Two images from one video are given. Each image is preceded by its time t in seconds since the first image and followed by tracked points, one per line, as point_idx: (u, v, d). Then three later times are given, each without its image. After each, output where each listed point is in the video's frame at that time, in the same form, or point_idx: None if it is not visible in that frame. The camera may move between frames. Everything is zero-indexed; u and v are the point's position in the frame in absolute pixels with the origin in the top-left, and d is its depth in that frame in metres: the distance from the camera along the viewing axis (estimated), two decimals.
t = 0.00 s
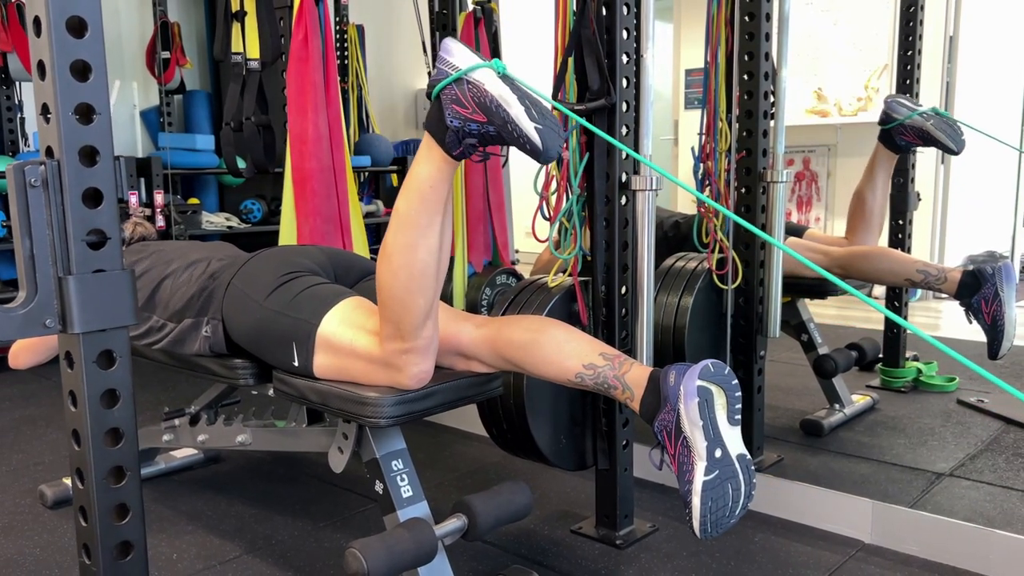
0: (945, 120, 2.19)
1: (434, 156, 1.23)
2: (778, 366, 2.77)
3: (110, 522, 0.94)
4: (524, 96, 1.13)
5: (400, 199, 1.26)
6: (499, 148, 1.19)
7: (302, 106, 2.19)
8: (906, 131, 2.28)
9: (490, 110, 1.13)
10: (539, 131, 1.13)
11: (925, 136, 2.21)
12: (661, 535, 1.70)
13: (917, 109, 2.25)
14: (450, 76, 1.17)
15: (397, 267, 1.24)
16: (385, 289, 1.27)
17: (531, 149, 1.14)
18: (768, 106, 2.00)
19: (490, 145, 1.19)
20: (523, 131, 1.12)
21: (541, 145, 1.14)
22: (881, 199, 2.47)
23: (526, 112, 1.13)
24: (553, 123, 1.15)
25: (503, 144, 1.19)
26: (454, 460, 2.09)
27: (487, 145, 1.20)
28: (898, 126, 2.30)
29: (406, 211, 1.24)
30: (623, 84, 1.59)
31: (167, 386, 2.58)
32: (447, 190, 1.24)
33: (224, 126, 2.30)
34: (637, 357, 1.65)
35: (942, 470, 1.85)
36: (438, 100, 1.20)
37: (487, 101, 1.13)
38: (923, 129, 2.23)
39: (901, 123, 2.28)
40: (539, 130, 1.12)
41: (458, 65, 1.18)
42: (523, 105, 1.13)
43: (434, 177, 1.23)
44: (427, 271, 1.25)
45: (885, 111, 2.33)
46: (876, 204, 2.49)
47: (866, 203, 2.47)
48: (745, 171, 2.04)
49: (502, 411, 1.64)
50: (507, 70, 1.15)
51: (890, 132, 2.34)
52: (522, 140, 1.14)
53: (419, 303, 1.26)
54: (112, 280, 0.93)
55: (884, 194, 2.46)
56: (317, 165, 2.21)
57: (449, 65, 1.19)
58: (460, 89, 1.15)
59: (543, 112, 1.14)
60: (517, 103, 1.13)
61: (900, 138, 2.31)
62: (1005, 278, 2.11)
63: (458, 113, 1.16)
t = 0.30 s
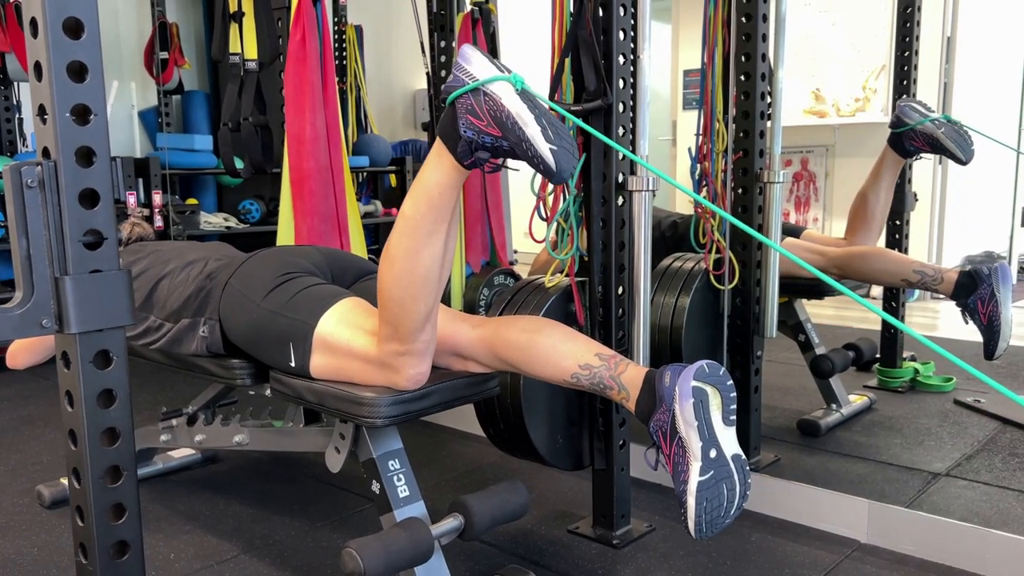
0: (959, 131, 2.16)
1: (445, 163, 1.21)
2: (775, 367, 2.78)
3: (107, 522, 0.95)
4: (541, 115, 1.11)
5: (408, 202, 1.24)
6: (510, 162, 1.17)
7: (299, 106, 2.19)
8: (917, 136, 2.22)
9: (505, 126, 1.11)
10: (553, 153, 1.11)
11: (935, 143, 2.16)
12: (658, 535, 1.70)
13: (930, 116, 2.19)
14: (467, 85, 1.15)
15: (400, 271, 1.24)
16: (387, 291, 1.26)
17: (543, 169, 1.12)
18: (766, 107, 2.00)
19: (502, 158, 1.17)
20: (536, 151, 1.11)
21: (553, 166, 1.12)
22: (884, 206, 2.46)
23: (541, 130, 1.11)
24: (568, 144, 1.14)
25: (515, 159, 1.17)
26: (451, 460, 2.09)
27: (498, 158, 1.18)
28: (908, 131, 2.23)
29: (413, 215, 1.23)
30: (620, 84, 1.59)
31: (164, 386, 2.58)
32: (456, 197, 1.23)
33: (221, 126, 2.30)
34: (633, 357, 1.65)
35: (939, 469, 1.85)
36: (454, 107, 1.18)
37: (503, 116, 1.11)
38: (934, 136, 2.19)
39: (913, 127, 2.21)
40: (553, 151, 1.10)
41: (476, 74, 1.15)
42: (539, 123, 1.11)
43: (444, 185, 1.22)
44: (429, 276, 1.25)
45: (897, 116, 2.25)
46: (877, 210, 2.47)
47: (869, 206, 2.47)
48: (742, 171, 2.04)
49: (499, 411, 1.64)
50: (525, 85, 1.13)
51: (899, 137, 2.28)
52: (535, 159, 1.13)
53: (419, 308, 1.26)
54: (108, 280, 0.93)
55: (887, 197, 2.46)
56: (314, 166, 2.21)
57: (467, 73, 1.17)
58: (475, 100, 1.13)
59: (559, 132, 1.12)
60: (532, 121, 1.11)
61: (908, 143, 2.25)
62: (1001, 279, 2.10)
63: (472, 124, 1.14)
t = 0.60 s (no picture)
0: (966, 140, 2.18)
1: (456, 171, 1.22)
2: (772, 367, 2.79)
3: (106, 520, 0.96)
4: (558, 139, 1.12)
5: (417, 207, 1.25)
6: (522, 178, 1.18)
7: (297, 107, 2.20)
8: (925, 144, 2.25)
9: (522, 145, 1.12)
10: (569, 177, 1.12)
11: (942, 152, 2.20)
12: (654, 534, 1.71)
13: (941, 124, 2.22)
14: (485, 98, 1.15)
15: (405, 274, 1.25)
16: (391, 293, 1.27)
17: (556, 192, 1.13)
18: (762, 108, 2.01)
19: (514, 173, 1.18)
20: (551, 174, 1.12)
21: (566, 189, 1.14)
22: (885, 209, 2.49)
23: (558, 153, 1.13)
24: (583, 169, 1.15)
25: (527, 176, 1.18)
26: (449, 459, 2.10)
27: (510, 172, 1.19)
28: (917, 137, 2.25)
29: (420, 221, 1.24)
30: (616, 85, 1.60)
31: (162, 386, 2.59)
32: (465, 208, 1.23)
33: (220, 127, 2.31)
34: (630, 356, 1.65)
35: (934, 468, 1.87)
36: (470, 118, 1.18)
37: (520, 135, 1.12)
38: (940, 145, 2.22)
39: (923, 135, 2.23)
40: (569, 177, 1.12)
41: (495, 88, 1.16)
42: (556, 147, 1.12)
43: (453, 194, 1.22)
44: (433, 282, 1.25)
45: (907, 120, 2.27)
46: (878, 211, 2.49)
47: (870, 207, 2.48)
48: (738, 172, 2.05)
49: (496, 410, 1.65)
50: (545, 106, 1.13)
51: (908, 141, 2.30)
52: (549, 181, 1.14)
53: (421, 312, 1.27)
54: (108, 280, 0.94)
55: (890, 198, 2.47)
56: (313, 166, 2.22)
57: (486, 86, 1.17)
58: (494, 115, 1.13)
59: (575, 157, 1.14)
60: (550, 144, 1.12)
61: (915, 148, 2.28)
62: (996, 278, 2.12)
63: (488, 138, 1.14)
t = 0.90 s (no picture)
0: (975, 152, 2.18)
1: (470, 183, 1.21)
2: (770, 366, 2.80)
3: (108, 516, 0.97)
4: (577, 166, 1.11)
5: (428, 214, 1.24)
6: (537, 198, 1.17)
7: (298, 107, 2.21)
8: (933, 152, 2.25)
9: (538, 168, 1.11)
10: (583, 207, 1.11)
11: (952, 162, 2.18)
12: (652, 532, 1.72)
13: (952, 134, 2.21)
14: (506, 115, 1.14)
15: (410, 280, 1.24)
16: (395, 297, 1.27)
17: (569, 219, 1.12)
18: (759, 109, 2.03)
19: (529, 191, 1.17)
20: (565, 202, 1.11)
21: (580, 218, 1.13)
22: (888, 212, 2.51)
23: (575, 181, 1.11)
24: (599, 198, 1.14)
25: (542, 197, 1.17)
26: (449, 458, 2.11)
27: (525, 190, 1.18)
28: (928, 145, 2.25)
29: (430, 228, 1.23)
30: (614, 87, 1.62)
31: (162, 386, 2.60)
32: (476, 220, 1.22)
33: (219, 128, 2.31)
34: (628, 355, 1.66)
35: (931, 467, 1.88)
36: (489, 132, 1.17)
37: (538, 158, 1.11)
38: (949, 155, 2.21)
39: (933, 143, 2.23)
40: (583, 206, 1.11)
41: (516, 106, 1.15)
42: (574, 174, 1.11)
43: (465, 205, 1.21)
44: (437, 291, 1.25)
45: (919, 127, 2.28)
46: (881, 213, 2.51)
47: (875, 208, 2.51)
48: (735, 172, 2.06)
49: (494, 408, 1.66)
50: (566, 130, 1.12)
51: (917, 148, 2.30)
52: (563, 207, 1.13)
53: (423, 318, 1.27)
54: (110, 280, 0.95)
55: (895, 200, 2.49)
56: (313, 167, 2.23)
57: (508, 103, 1.16)
58: (513, 133, 1.12)
59: (591, 186, 1.12)
60: (567, 171, 1.11)
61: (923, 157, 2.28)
62: (992, 278, 2.13)
63: (505, 155, 1.13)
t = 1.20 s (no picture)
0: (983, 166, 2.25)
1: (483, 200, 1.21)
2: (767, 366, 2.81)
3: (108, 513, 0.98)
4: (592, 201, 1.14)
5: (438, 223, 1.24)
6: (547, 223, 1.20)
7: (297, 108, 2.22)
8: (943, 164, 2.29)
9: (554, 197, 1.14)
10: (595, 241, 1.15)
11: (959, 177, 2.24)
12: (649, 530, 1.74)
13: (963, 147, 2.25)
14: (526, 139, 1.15)
15: (414, 286, 1.25)
16: (397, 300, 1.27)
17: (580, 250, 1.16)
18: (755, 109, 2.04)
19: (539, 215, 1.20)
20: (579, 234, 1.14)
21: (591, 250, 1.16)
22: (889, 216, 2.52)
23: (589, 214, 1.15)
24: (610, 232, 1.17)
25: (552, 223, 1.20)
26: (447, 457, 2.12)
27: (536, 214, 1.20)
28: (938, 156, 2.29)
29: (438, 239, 1.23)
30: (611, 88, 1.63)
31: (162, 385, 2.61)
32: (484, 235, 1.23)
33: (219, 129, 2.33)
34: (624, 354, 1.67)
35: (926, 466, 1.89)
36: (506, 151, 1.18)
37: (556, 188, 1.13)
38: (960, 171, 2.26)
39: (943, 155, 2.27)
40: (596, 241, 1.14)
41: (536, 131, 1.16)
42: (589, 209, 1.14)
43: (475, 221, 1.21)
44: (441, 301, 1.26)
45: (930, 138, 2.30)
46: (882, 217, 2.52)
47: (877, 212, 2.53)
48: (732, 173, 2.08)
49: (492, 407, 1.67)
50: (586, 161, 1.15)
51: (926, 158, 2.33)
52: (576, 238, 1.16)
53: (423, 324, 1.27)
54: (110, 279, 0.96)
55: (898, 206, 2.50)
56: (312, 167, 2.24)
57: (527, 125, 1.17)
58: (532, 158, 1.14)
59: (604, 220, 1.16)
60: (583, 205, 1.14)
61: (932, 167, 2.32)
62: (988, 277, 2.14)
63: (521, 179, 1.15)
